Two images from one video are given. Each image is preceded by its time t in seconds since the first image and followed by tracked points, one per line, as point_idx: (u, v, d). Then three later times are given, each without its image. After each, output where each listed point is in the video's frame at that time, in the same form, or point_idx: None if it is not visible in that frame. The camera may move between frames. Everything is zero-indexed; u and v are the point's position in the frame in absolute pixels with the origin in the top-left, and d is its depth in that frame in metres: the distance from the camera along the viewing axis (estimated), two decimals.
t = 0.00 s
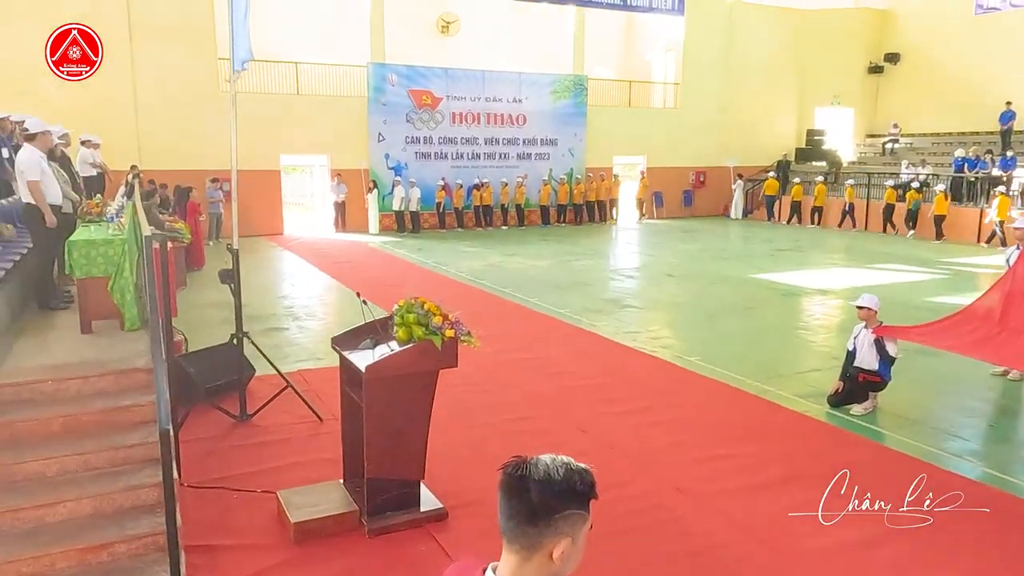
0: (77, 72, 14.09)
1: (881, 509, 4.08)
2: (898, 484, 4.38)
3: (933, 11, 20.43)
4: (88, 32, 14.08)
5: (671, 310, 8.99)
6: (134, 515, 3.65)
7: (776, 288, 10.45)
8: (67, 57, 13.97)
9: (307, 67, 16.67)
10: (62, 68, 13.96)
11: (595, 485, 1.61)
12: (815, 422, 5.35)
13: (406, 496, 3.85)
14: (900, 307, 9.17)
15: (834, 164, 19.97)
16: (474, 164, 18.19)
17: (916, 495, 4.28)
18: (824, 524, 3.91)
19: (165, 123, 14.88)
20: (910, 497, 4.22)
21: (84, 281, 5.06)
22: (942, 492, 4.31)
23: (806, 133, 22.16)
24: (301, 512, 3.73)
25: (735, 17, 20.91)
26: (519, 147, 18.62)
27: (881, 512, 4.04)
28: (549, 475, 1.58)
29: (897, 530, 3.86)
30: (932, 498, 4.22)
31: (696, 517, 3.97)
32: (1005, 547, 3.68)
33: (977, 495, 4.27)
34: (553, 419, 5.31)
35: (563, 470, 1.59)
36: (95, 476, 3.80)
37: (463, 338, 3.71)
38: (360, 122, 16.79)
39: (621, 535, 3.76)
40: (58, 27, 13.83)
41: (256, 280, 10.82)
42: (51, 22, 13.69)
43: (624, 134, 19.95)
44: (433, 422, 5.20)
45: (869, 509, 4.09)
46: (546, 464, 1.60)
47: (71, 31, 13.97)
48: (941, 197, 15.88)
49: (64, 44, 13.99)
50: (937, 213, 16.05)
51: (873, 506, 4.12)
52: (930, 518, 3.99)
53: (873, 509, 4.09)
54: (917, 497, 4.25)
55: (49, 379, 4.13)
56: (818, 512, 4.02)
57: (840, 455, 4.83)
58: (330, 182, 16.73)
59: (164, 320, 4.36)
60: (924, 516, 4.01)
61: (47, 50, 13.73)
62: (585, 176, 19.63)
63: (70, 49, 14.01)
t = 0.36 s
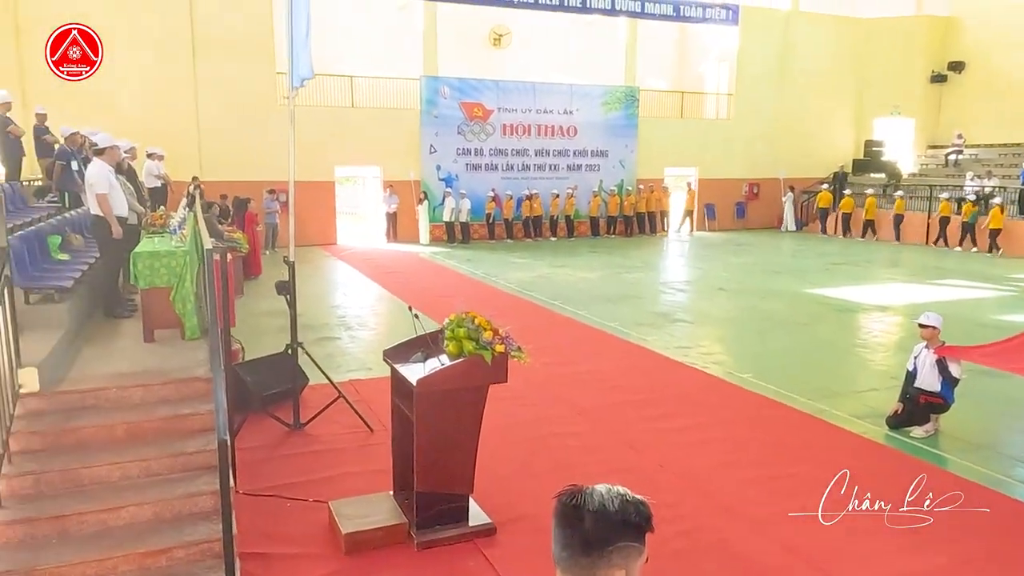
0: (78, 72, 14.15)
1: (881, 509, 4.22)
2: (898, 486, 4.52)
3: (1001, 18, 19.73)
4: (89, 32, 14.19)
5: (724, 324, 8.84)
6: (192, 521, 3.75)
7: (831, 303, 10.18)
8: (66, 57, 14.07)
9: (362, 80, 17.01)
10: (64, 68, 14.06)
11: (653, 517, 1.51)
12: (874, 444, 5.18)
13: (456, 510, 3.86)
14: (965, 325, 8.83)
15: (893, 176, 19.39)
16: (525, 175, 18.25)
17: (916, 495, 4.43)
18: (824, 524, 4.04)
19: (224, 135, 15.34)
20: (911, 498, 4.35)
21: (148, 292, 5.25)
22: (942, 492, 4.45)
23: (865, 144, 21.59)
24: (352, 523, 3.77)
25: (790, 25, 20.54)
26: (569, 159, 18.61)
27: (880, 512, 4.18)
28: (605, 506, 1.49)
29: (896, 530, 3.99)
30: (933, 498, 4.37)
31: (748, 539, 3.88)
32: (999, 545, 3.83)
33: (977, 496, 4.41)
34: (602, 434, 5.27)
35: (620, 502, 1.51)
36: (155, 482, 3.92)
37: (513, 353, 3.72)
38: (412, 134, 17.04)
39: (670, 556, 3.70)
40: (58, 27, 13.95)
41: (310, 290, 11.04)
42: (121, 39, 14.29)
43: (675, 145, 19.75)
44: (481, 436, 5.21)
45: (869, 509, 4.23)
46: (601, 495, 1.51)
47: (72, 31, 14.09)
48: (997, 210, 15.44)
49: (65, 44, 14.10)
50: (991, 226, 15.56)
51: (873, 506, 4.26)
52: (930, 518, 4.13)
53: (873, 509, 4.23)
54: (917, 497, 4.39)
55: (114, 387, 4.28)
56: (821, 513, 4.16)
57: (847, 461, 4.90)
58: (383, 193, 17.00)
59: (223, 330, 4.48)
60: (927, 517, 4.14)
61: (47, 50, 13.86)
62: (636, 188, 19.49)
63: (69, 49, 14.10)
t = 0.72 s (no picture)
0: (79, 72, 14.30)
1: (881, 509, 4.32)
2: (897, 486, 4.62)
3: None
4: (90, 32, 14.29)
5: (764, 337, 8.68)
6: (229, 526, 3.81)
7: (875, 317, 9.93)
8: (67, 57, 14.21)
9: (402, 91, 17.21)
10: (65, 68, 14.24)
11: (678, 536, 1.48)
12: (919, 462, 5.02)
13: (488, 520, 3.85)
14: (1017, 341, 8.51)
15: (942, 187, 18.86)
16: (563, 185, 18.24)
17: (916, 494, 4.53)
18: (823, 524, 4.14)
19: (267, 146, 15.66)
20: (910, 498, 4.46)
21: (191, 299, 5.38)
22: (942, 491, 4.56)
23: (912, 154, 21.08)
24: (385, 531, 3.79)
25: (835, 33, 20.20)
26: (608, 169, 18.55)
27: (880, 512, 4.28)
28: (628, 523, 1.46)
29: (895, 529, 4.10)
30: (933, 498, 4.48)
31: (786, 557, 3.78)
32: (993, 543, 3.94)
33: (975, 496, 4.51)
34: (637, 447, 5.21)
35: (645, 518, 1.48)
36: (194, 486, 4.00)
37: (548, 363, 3.70)
38: (451, 144, 17.18)
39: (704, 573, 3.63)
40: (58, 27, 14.09)
41: (348, 298, 11.17)
42: (170, 52, 14.72)
43: (715, 154, 19.53)
44: (515, 447, 5.20)
45: (868, 508, 4.33)
46: (625, 512, 1.49)
47: (72, 31, 14.22)
48: None
49: (66, 45, 14.24)
50: None
51: (873, 506, 4.36)
52: (929, 518, 4.22)
53: (873, 509, 4.34)
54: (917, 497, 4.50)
55: (156, 392, 4.39)
56: (821, 513, 4.26)
57: (853, 464, 4.97)
58: (422, 204, 17.15)
59: (262, 337, 4.55)
60: (927, 517, 4.23)
61: (48, 51, 13.92)
62: (675, 198, 19.31)
63: (69, 49, 14.26)
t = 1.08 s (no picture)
0: (79, 72, 13.98)
1: (881, 509, 4.40)
2: (895, 486, 4.72)
3: None
4: (90, 32, 14.13)
5: (788, 347, 8.59)
6: (247, 526, 3.88)
7: (902, 327, 9.78)
8: (66, 57, 13.79)
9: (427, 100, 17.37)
10: (64, 68, 13.75)
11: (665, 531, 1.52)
12: (943, 474, 4.94)
13: (502, 525, 3.87)
14: None
15: (973, 196, 18.52)
16: (586, 193, 18.25)
17: (914, 494, 4.63)
18: (823, 525, 4.21)
19: (295, 154, 15.89)
20: (910, 498, 4.55)
21: (215, 304, 5.48)
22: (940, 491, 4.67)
23: (942, 162, 20.76)
24: (401, 534, 3.82)
25: (863, 41, 19.99)
26: (632, 177, 18.52)
27: (880, 511, 4.37)
28: (619, 521, 1.50)
29: (895, 529, 4.17)
30: (933, 498, 4.57)
31: (803, 568, 3.74)
32: (1002, 550, 3.95)
33: (972, 496, 4.61)
34: (655, 455, 5.19)
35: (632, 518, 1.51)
36: (214, 486, 4.08)
37: (563, 370, 3.71)
38: (475, 153, 17.29)
39: None
40: (57, 27, 13.69)
41: (371, 304, 11.26)
42: (200, 63, 15.01)
43: (741, 163, 19.40)
44: (532, 453, 5.21)
45: (868, 508, 4.42)
46: (614, 512, 1.53)
47: (72, 31, 13.92)
48: None
49: (65, 44, 13.84)
50: None
51: (873, 506, 4.45)
52: (930, 519, 4.31)
53: (873, 509, 4.42)
54: (915, 496, 4.60)
55: (178, 394, 4.48)
56: (821, 514, 4.33)
57: (863, 469, 4.99)
58: (445, 212, 17.25)
59: (282, 341, 4.62)
60: (927, 517, 4.31)
61: (48, 50, 13.30)
62: (700, 207, 19.21)
63: (68, 49, 13.84)
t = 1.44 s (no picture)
0: (79, 72, 13.86)
1: (881, 509, 4.45)
2: (896, 487, 4.76)
3: None
4: (89, 32, 13.99)
5: (808, 353, 8.50)
6: (264, 528, 3.90)
7: (924, 333, 9.65)
8: (67, 57, 13.79)
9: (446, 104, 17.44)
10: (65, 68, 13.68)
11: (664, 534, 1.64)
12: (966, 483, 4.86)
13: (518, 530, 3.85)
14: None
15: (998, 200, 18.24)
16: (605, 198, 18.21)
17: (915, 495, 4.67)
18: (824, 524, 4.25)
19: (316, 159, 16.02)
20: (910, 499, 4.59)
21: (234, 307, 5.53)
22: (941, 492, 4.71)
23: (967, 166, 20.47)
24: (416, 538, 3.81)
25: (886, 44, 19.77)
26: (651, 182, 18.45)
27: (880, 512, 4.41)
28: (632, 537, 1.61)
29: (895, 528, 4.21)
30: (933, 498, 4.62)
31: None
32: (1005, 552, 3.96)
33: (973, 497, 4.65)
34: (672, 461, 5.16)
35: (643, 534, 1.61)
36: (232, 488, 4.11)
37: (578, 374, 3.70)
38: (494, 157, 17.32)
39: None
40: (58, 27, 13.63)
41: (389, 308, 11.30)
42: (223, 68, 15.19)
43: (761, 168, 19.26)
44: (548, 458, 5.20)
45: (869, 509, 4.46)
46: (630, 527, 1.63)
47: (72, 31, 13.85)
48: None
49: (66, 45, 13.84)
50: None
51: (873, 506, 4.49)
52: (930, 518, 4.35)
53: (873, 509, 4.47)
54: (916, 497, 4.64)
55: (197, 396, 4.53)
56: (822, 514, 4.38)
57: (880, 476, 4.94)
58: (464, 216, 17.28)
59: (301, 344, 4.66)
60: (927, 518, 4.35)
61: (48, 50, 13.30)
62: (720, 212, 19.10)
63: (70, 49, 13.87)
